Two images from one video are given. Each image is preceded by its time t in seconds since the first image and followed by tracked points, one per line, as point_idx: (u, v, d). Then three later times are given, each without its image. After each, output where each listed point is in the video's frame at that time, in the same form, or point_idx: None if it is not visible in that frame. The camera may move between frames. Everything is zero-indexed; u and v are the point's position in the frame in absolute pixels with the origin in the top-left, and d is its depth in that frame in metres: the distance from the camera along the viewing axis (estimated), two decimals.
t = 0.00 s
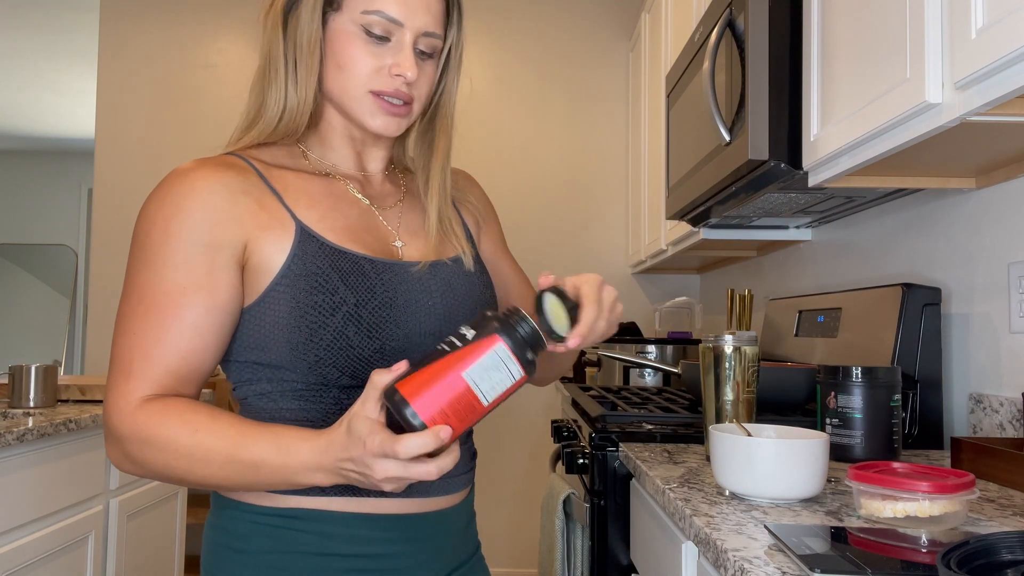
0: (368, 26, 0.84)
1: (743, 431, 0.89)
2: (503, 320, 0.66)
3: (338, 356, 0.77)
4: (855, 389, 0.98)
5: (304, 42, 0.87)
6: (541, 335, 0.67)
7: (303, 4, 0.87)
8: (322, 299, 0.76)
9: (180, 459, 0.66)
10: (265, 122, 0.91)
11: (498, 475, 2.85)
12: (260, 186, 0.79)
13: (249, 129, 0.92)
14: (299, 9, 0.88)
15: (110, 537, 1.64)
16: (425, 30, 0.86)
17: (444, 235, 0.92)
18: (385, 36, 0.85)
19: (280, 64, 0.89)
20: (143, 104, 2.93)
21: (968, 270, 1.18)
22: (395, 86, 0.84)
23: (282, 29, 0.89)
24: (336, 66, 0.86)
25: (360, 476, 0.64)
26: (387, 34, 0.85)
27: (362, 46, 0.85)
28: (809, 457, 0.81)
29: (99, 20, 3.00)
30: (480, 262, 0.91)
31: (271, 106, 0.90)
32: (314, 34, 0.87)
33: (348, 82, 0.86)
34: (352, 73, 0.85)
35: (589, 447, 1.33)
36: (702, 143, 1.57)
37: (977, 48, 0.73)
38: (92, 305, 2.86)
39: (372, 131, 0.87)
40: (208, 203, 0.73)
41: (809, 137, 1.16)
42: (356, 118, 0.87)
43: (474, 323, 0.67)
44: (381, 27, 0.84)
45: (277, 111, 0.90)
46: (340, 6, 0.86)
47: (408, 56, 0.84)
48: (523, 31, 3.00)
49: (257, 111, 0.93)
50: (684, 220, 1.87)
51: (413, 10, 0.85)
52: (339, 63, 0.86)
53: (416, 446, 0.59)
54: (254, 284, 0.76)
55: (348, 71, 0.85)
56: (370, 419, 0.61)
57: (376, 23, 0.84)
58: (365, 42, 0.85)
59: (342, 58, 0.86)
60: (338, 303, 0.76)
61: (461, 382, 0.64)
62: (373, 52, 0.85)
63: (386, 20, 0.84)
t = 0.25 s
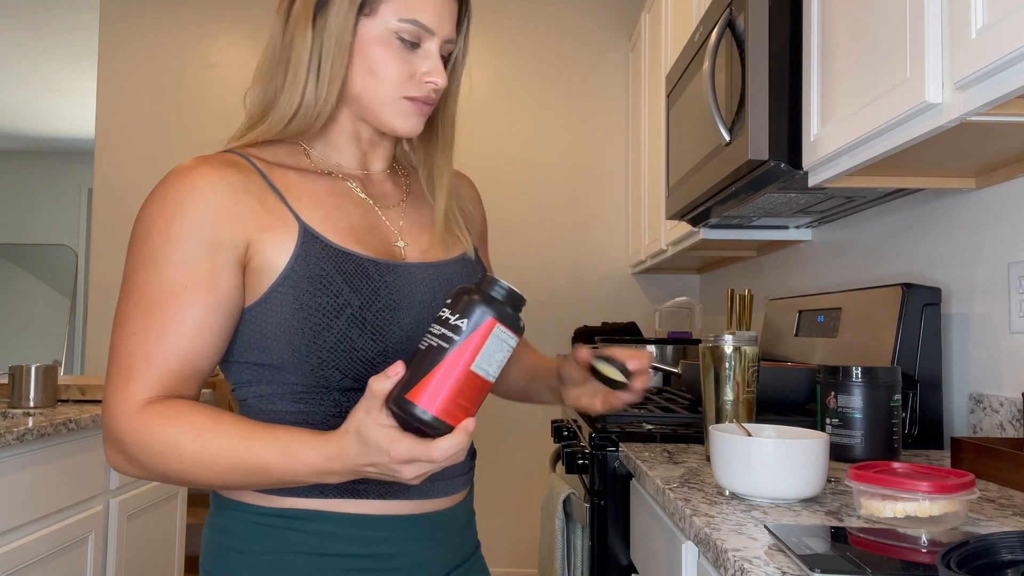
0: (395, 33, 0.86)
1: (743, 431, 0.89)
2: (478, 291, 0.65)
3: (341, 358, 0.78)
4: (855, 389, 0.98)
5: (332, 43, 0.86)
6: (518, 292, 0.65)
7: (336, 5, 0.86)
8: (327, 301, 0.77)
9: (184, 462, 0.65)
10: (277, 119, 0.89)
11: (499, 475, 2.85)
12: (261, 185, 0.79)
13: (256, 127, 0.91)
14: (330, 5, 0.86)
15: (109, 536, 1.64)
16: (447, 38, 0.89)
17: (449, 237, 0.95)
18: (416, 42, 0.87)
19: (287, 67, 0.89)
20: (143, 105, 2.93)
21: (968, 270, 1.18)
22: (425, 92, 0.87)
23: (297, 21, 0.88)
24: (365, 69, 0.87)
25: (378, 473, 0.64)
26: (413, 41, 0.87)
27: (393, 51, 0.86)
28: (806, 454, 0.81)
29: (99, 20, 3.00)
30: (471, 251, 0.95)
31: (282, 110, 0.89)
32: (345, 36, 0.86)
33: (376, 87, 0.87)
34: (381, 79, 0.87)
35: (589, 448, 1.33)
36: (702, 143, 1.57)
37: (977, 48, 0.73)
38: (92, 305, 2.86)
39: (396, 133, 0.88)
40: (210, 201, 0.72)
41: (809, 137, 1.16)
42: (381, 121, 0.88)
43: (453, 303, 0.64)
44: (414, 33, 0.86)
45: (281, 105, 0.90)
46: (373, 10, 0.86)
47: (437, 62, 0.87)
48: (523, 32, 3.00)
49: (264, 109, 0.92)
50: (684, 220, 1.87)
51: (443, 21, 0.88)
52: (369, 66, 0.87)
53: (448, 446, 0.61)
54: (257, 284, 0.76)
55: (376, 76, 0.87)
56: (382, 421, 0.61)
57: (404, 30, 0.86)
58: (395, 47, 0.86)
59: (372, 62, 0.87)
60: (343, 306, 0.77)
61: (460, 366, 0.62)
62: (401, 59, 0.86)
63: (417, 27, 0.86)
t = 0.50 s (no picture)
0: (404, 37, 0.86)
1: (743, 431, 0.89)
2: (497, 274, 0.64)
3: (365, 357, 0.78)
4: (855, 389, 0.98)
5: (348, 47, 0.86)
6: (531, 267, 0.65)
7: (348, 7, 0.86)
8: (354, 300, 0.77)
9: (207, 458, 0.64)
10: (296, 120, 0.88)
11: (499, 475, 2.85)
12: (281, 180, 0.78)
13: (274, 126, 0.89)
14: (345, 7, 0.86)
15: (109, 536, 1.64)
16: (456, 45, 0.90)
17: (456, 251, 1.00)
18: (423, 48, 0.87)
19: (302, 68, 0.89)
20: (143, 105, 2.93)
21: (968, 270, 1.18)
22: (430, 97, 0.87)
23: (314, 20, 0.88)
24: (373, 72, 0.88)
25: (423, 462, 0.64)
26: (421, 45, 0.87)
27: (401, 56, 0.87)
28: (815, 451, 0.81)
29: (99, 20, 3.00)
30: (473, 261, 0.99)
31: (305, 111, 0.88)
32: (359, 38, 0.86)
33: (382, 89, 0.88)
34: (387, 81, 0.87)
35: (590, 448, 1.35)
36: (702, 143, 1.57)
37: (976, 48, 0.73)
38: (92, 306, 2.86)
39: (399, 135, 0.89)
40: (236, 193, 0.72)
41: (809, 137, 1.16)
42: (386, 124, 0.89)
43: (477, 288, 0.64)
44: (422, 39, 0.87)
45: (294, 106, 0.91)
46: (383, 14, 0.87)
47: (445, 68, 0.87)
48: (522, 32, 3.00)
49: (283, 111, 0.91)
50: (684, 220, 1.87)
51: (451, 27, 0.88)
52: (377, 69, 0.87)
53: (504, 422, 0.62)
54: (279, 280, 0.75)
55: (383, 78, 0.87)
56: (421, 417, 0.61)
57: (413, 35, 0.86)
58: (404, 52, 0.87)
59: (380, 65, 0.87)
60: (369, 305, 0.78)
61: (504, 344, 0.62)
62: (407, 63, 0.87)
63: (425, 33, 0.87)
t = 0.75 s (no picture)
0: (412, 37, 0.87)
1: (743, 431, 0.89)
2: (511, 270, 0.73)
3: (373, 354, 0.78)
4: (855, 389, 0.98)
5: (355, 45, 0.86)
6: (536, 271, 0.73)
7: (354, 8, 0.86)
8: (363, 297, 0.77)
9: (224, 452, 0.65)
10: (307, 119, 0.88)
11: (499, 475, 2.85)
12: (293, 177, 0.78)
13: (286, 126, 0.89)
14: (350, 7, 0.86)
15: (110, 536, 1.64)
16: (463, 47, 0.91)
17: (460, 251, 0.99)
18: (429, 47, 0.88)
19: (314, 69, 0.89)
20: (143, 105, 2.93)
21: (968, 270, 1.18)
22: (436, 97, 0.88)
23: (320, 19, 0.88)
24: (380, 72, 0.88)
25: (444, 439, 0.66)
26: (429, 46, 0.88)
27: (408, 55, 0.88)
28: (817, 450, 0.82)
29: (99, 20, 3.00)
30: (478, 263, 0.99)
31: (316, 108, 0.88)
32: (366, 38, 0.86)
33: (388, 90, 0.88)
34: (394, 81, 0.88)
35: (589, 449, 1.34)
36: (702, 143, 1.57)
37: (976, 49, 0.73)
38: (92, 306, 2.86)
39: (405, 135, 0.89)
40: (249, 188, 0.71)
41: (809, 137, 1.16)
42: (392, 125, 0.89)
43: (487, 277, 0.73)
44: (429, 38, 0.87)
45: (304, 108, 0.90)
46: (389, 13, 0.87)
47: (451, 69, 0.89)
48: (522, 32, 3.00)
49: (294, 111, 0.91)
50: (684, 220, 1.87)
51: (458, 28, 0.89)
52: (384, 69, 0.88)
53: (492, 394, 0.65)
54: (290, 277, 0.75)
55: (390, 78, 0.88)
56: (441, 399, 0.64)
57: (420, 35, 0.87)
58: (410, 52, 0.88)
59: (387, 65, 0.88)
60: (378, 302, 0.78)
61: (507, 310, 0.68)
62: (415, 63, 0.88)
63: (431, 32, 0.87)
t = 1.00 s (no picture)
0: (415, 39, 0.88)
1: (743, 431, 0.89)
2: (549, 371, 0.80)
3: (369, 353, 0.78)
4: (855, 389, 0.98)
5: (359, 46, 0.86)
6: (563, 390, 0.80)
7: (360, 8, 0.86)
8: (358, 296, 0.77)
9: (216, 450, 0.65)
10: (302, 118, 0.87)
11: (499, 475, 2.85)
12: (289, 179, 0.79)
13: (282, 126, 0.88)
14: (357, 7, 0.86)
15: (110, 536, 1.64)
16: (465, 47, 0.93)
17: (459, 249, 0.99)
18: (434, 46, 0.89)
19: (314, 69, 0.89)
20: (143, 104, 2.93)
21: (968, 270, 1.18)
22: (438, 98, 0.89)
23: (326, 20, 0.87)
24: (382, 72, 0.88)
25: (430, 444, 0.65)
26: (430, 47, 0.89)
27: (412, 54, 0.88)
28: (814, 452, 0.81)
29: (99, 20, 3.00)
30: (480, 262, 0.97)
31: (313, 106, 0.87)
32: (371, 39, 0.86)
33: (390, 90, 0.88)
34: (395, 82, 0.88)
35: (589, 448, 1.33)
36: (702, 143, 1.57)
37: (977, 48, 0.73)
38: (92, 306, 2.86)
39: (406, 135, 0.90)
40: (241, 190, 0.72)
41: (809, 137, 1.16)
42: (392, 126, 0.90)
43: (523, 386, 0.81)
44: (432, 38, 0.89)
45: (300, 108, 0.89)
46: (394, 14, 0.88)
47: (452, 68, 0.90)
48: (521, 32, 3.00)
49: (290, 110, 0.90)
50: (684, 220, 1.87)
51: (460, 30, 0.91)
52: (387, 69, 0.88)
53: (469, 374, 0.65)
54: (282, 278, 0.75)
55: (391, 79, 0.88)
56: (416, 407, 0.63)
57: (422, 36, 0.88)
58: (413, 51, 0.88)
59: (390, 64, 0.88)
60: (373, 301, 0.77)
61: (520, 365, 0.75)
62: (418, 64, 0.89)
63: (434, 32, 0.89)
